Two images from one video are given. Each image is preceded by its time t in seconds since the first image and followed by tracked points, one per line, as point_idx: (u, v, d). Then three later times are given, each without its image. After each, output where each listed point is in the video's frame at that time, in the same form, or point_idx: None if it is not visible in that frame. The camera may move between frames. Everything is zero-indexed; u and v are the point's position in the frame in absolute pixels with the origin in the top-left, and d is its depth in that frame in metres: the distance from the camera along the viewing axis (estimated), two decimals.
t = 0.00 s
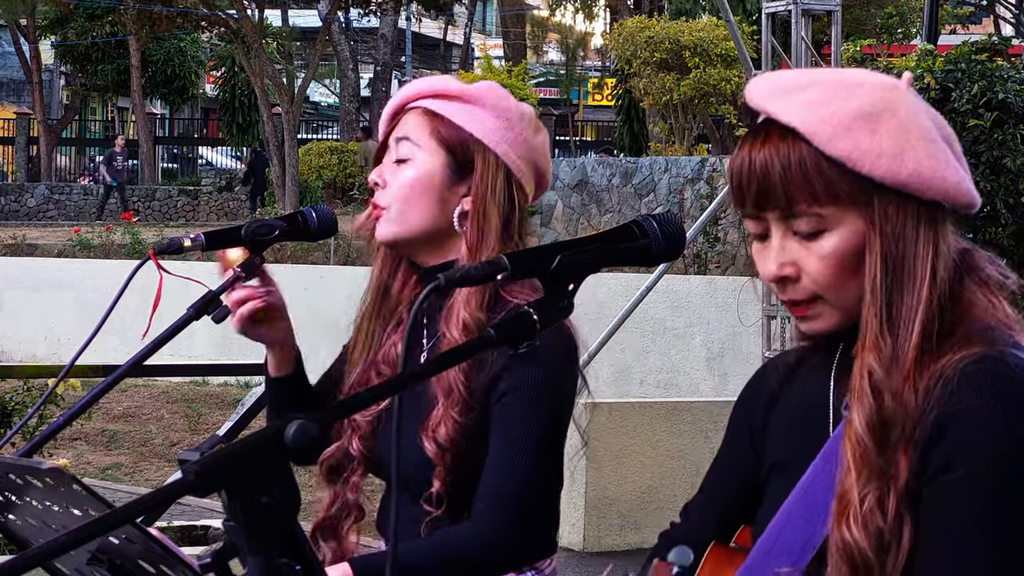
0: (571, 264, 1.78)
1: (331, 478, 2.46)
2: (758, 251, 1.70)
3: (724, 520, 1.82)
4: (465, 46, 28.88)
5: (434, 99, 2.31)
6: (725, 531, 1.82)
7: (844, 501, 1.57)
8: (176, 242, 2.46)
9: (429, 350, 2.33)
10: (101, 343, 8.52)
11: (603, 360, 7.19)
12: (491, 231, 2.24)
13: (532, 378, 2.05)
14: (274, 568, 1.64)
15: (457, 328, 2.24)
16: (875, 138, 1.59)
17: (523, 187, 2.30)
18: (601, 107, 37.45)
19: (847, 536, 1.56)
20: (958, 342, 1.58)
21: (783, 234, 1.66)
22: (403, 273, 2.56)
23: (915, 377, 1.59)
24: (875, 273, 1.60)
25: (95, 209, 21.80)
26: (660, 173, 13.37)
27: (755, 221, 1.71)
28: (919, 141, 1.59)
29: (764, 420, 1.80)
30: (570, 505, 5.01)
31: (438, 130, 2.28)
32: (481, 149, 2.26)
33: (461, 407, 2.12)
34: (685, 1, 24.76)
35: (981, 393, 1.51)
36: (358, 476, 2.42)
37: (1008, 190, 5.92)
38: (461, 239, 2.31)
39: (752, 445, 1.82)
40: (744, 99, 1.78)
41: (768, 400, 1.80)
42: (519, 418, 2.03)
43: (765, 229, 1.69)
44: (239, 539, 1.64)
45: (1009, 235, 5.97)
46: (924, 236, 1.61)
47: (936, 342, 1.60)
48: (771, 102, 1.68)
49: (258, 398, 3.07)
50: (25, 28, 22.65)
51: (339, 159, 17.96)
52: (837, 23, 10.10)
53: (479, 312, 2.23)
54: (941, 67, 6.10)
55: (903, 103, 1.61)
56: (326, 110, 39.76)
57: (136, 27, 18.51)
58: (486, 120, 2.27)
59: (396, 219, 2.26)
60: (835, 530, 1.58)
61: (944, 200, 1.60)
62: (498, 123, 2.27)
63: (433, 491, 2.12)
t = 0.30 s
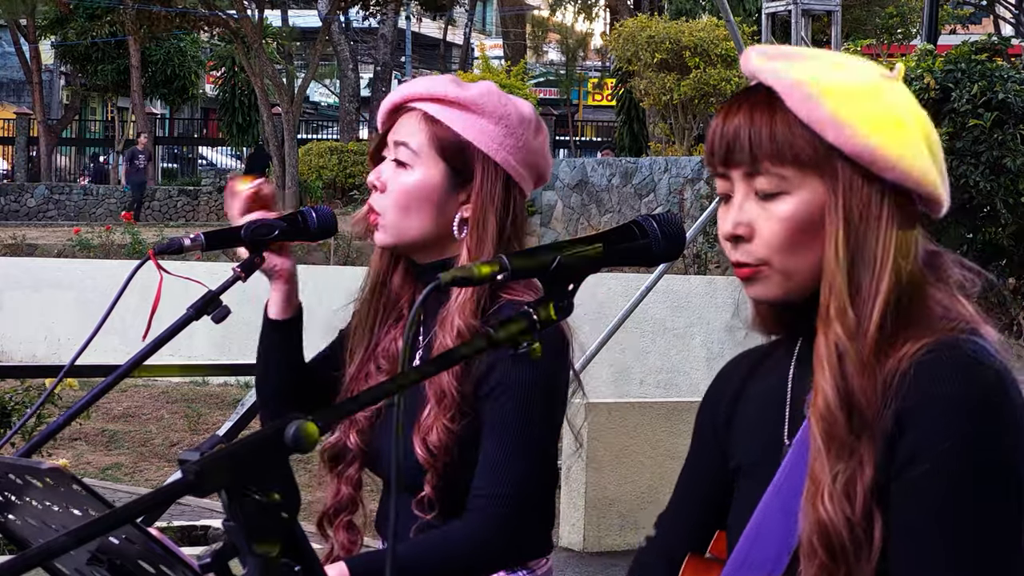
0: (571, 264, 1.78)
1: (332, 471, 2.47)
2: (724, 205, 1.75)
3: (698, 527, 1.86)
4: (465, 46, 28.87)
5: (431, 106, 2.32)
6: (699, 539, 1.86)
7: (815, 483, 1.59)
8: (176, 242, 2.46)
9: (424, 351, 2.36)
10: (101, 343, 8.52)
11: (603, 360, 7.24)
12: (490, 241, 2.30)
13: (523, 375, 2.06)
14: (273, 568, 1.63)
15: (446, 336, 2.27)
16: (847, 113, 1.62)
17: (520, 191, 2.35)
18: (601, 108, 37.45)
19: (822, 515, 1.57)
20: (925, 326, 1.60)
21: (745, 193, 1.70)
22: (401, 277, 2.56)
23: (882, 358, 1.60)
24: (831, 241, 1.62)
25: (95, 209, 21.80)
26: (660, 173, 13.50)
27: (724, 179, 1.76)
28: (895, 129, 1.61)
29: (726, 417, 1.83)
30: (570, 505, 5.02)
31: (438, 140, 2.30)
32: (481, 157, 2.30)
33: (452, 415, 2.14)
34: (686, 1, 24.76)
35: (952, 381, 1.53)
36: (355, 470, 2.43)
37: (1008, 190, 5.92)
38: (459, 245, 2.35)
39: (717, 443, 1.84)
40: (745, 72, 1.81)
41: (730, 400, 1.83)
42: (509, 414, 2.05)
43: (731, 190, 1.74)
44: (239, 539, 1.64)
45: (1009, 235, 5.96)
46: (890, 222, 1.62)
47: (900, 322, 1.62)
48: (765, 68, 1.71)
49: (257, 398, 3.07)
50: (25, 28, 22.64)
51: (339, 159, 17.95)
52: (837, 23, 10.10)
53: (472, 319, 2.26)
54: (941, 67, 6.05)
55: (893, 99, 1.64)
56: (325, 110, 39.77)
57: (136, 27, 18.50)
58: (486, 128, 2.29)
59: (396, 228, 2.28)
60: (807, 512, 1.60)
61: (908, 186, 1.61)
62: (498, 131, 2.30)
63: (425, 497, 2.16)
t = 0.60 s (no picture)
0: (571, 264, 1.78)
1: (333, 473, 2.47)
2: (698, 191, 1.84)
3: (673, 526, 1.91)
4: (465, 46, 28.85)
5: (429, 110, 2.35)
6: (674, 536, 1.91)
7: (787, 477, 1.66)
8: (176, 242, 2.46)
9: (426, 350, 2.37)
10: (101, 343, 8.52)
11: (603, 360, 7.26)
12: (494, 240, 2.34)
13: (522, 373, 2.15)
14: (274, 569, 1.64)
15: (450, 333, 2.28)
16: (823, 105, 1.71)
17: (516, 189, 2.42)
18: (600, 108, 37.41)
19: (793, 508, 1.64)
20: (899, 340, 1.67)
21: (719, 176, 1.78)
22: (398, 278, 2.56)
23: (855, 363, 1.67)
24: (804, 225, 1.70)
25: (95, 209, 21.78)
26: (660, 173, 13.54)
27: (698, 166, 1.86)
28: (870, 124, 1.71)
29: (696, 421, 1.89)
30: (570, 506, 5.02)
31: (437, 143, 2.33)
32: (482, 158, 2.35)
33: (457, 414, 2.22)
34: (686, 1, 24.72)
35: (925, 398, 1.59)
36: (356, 476, 2.43)
37: (1009, 190, 5.73)
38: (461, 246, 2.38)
39: (684, 444, 1.90)
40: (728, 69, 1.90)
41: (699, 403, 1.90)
42: (501, 409, 2.15)
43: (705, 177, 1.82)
44: (239, 540, 1.64)
45: (1010, 236, 5.79)
46: (863, 213, 1.71)
47: (873, 330, 1.69)
48: (752, 61, 1.80)
49: (258, 397, 3.08)
50: (25, 28, 22.62)
51: (339, 159, 17.93)
52: (837, 23, 10.08)
53: (474, 316, 2.27)
54: (941, 67, 5.85)
55: (872, 100, 1.73)
56: (325, 110, 39.76)
57: (136, 26, 18.48)
58: (486, 131, 2.35)
59: (401, 232, 2.31)
60: (778, 505, 1.66)
61: (879, 178, 1.70)
62: (495, 133, 2.36)
63: (430, 498, 2.20)
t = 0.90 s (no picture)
0: (571, 264, 1.78)
1: (327, 477, 2.48)
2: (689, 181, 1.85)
3: (654, 509, 1.94)
4: (465, 46, 28.83)
5: (425, 109, 2.36)
6: (654, 528, 1.94)
7: (786, 464, 1.68)
8: (176, 241, 2.46)
9: (422, 348, 2.37)
10: (102, 343, 8.53)
11: (603, 360, 7.25)
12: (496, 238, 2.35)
13: (516, 371, 2.15)
14: (274, 568, 1.64)
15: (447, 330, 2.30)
16: (813, 90, 1.73)
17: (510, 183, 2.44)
18: (601, 108, 37.39)
19: (790, 495, 1.65)
20: (899, 329, 1.68)
21: (710, 166, 1.80)
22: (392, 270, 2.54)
23: (854, 350, 1.69)
24: (798, 212, 1.72)
25: (96, 209, 21.77)
26: (660, 173, 13.49)
27: (690, 155, 1.88)
28: (860, 107, 1.73)
29: (686, 402, 1.92)
30: (570, 505, 5.03)
31: (436, 144, 2.34)
32: (481, 157, 2.37)
33: (452, 405, 2.23)
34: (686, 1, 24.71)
35: (924, 387, 1.60)
36: (350, 473, 2.43)
37: (1009, 190, 5.72)
38: (461, 243, 2.39)
39: (674, 428, 1.93)
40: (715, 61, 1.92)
41: (690, 384, 1.93)
42: (495, 402, 2.15)
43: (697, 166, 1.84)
44: (239, 539, 1.64)
45: (1010, 235, 5.80)
46: (856, 197, 1.73)
47: (870, 318, 1.71)
48: (739, 50, 1.82)
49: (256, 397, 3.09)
50: (25, 28, 22.60)
51: (339, 159, 17.93)
52: (837, 23, 10.09)
53: (473, 309, 2.29)
54: (941, 67, 5.84)
55: (862, 83, 1.75)
56: (326, 110, 39.76)
57: (136, 26, 18.48)
58: (483, 129, 2.37)
59: (402, 232, 2.32)
60: (775, 491, 1.68)
61: (870, 162, 1.71)
62: (491, 130, 2.39)
63: (429, 489, 2.21)
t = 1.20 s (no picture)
0: (571, 264, 1.78)
1: (328, 481, 2.47)
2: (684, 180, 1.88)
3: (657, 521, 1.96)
4: (465, 46, 28.83)
5: (422, 111, 2.36)
6: (658, 533, 1.96)
7: (774, 467, 1.68)
8: (176, 242, 2.46)
9: (423, 350, 2.38)
10: (102, 343, 8.53)
11: (603, 360, 7.26)
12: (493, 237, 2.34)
13: (519, 374, 2.15)
14: (274, 569, 1.64)
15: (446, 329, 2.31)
16: (802, 88, 1.74)
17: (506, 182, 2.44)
18: (601, 108, 37.38)
19: (778, 499, 1.66)
20: (888, 327, 1.68)
21: (702, 166, 1.82)
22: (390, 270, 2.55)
23: (843, 350, 1.69)
24: (786, 210, 1.73)
25: (96, 209, 21.76)
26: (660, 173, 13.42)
27: (685, 156, 1.90)
28: (850, 104, 1.73)
29: (686, 405, 1.93)
30: (571, 505, 5.03)
31: (432, 143, 2.34)
32: (476, 156, 2.37)
33: (457, 405, 2.23)
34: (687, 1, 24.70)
35: (910, 384, 1.61)
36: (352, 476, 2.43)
37: (1009, 190, 5.71)
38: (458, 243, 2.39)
39: (674, 430, 1.94)
40: (713, 62, 1.95)
41: (692, 387, 1.93)
42: (496, 406, 2.15)
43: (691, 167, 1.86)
44: (239, 539, 1.64)
45: (1010, 236, 5.79)
46: (849, 193, 1.73)
47: (861, 317, 1.71)
48: (732, 51, 1.83)
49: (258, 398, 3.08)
50: (25, 28, 22.57)
51: (339, 159, 17.92)
52: (837, 23, 10.09)
53: (475, 309, 2.29)
54: (941, 67, 5.84)
55: (854, 80, 1.75)
56: (325, 110, 39.73)
57: (135, 26, 18.49)
58: (479, 130, 2.38)
59: (400, 234, 2.32)
60: (764, 496, 1.68)
61: (860, 159, 1.71)
62: (487, 130, 2.39)
63: (436, 490, 2.22)
